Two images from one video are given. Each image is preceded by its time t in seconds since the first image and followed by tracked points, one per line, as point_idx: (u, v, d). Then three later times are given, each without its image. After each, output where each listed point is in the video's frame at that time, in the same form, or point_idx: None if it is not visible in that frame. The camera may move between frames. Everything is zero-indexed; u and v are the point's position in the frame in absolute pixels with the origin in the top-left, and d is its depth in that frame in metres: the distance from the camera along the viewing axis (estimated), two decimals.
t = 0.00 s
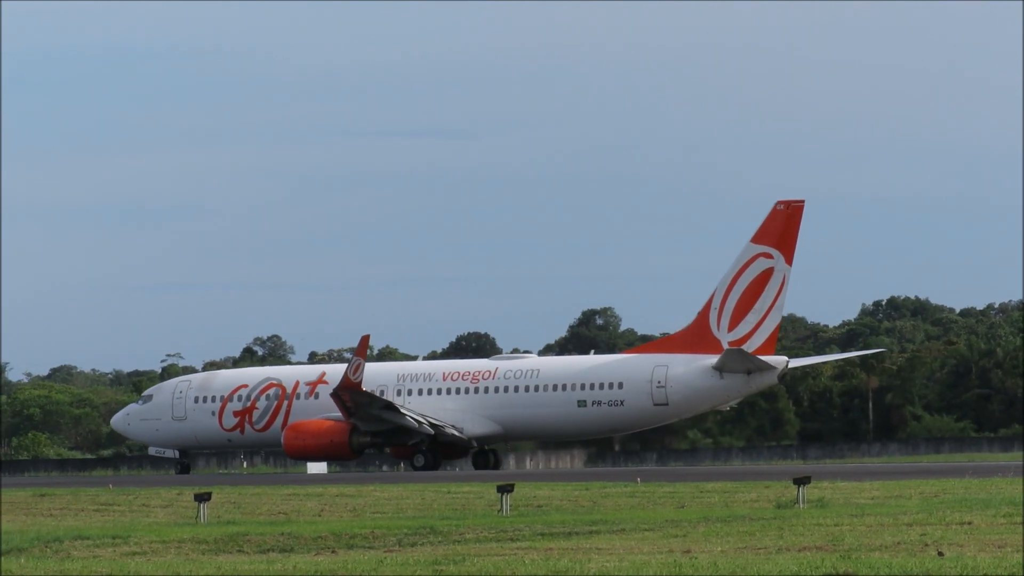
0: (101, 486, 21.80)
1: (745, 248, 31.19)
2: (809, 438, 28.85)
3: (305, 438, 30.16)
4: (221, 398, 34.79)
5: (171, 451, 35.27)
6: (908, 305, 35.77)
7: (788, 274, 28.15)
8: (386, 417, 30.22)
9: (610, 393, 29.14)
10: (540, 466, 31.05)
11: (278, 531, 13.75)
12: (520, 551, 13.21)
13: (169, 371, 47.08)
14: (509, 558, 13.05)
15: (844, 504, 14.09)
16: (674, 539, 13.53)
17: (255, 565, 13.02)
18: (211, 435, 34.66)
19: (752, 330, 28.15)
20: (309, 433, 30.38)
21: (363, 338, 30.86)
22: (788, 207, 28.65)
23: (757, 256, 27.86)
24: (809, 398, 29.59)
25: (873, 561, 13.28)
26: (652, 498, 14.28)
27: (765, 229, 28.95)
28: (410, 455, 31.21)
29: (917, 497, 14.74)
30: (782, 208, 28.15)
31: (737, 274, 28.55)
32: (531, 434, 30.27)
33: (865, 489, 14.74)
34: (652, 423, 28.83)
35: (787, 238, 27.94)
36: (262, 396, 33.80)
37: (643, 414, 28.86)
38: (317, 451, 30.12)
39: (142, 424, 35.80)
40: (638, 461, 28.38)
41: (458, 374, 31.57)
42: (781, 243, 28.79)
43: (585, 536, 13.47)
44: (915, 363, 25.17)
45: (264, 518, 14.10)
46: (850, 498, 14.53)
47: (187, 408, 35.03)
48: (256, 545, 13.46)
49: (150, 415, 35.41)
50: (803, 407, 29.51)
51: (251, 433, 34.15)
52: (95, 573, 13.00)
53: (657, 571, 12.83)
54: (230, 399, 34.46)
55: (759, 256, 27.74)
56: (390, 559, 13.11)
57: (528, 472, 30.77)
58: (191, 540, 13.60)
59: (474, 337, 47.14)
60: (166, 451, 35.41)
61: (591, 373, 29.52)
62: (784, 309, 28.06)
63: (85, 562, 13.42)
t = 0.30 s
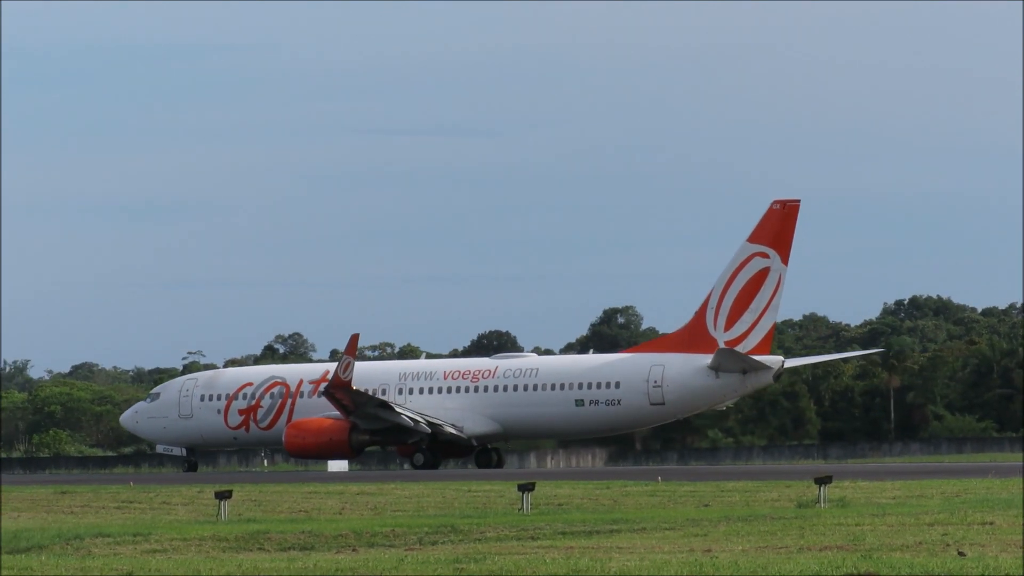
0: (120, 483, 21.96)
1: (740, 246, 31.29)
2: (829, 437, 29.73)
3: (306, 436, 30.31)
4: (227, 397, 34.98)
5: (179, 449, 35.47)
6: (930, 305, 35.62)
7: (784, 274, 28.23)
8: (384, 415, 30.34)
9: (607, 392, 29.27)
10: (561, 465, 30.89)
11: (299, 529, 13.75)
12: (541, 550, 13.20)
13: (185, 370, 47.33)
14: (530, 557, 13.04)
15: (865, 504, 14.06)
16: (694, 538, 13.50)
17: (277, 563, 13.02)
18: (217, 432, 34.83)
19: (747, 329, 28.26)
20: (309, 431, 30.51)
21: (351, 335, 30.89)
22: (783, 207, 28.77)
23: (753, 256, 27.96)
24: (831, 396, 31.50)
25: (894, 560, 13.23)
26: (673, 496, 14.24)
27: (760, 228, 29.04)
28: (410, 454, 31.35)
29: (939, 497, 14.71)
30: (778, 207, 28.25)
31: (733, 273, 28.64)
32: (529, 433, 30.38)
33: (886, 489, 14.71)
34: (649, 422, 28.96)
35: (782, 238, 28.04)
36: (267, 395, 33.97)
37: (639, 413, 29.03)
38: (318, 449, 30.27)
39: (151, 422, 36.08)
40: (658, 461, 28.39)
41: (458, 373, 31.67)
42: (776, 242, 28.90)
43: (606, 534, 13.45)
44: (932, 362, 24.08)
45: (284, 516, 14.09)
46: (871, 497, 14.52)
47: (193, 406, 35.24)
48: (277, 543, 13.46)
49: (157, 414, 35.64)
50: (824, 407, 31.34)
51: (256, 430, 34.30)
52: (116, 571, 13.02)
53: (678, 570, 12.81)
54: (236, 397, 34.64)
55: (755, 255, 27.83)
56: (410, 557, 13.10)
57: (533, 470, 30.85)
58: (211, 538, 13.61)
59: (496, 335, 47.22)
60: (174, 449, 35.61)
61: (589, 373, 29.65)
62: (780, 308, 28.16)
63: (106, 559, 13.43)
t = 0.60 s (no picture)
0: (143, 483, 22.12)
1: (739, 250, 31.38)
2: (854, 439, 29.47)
3: (308, 440, 30.48)
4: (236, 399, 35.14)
5: (190, 451, 35.61)
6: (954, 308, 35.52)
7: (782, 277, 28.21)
8: (383, 418, 30.64)
9: (608, 395, 29.31)
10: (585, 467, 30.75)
11: (322, 531, 13.76)
12: (564, 552, 13.18)
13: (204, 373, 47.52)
14: (553, 559, 13.03)
15: (889, 506, 14.05)
16: (718, 541, 13.49)
17: (301, 565, 13.02)
18: (227, 434, 34.93)
19: (746, 333, 28.26)
20: (313, 435, 30.66)
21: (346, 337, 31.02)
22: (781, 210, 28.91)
23: (750, 258, 28.06)
24: (857, 399, 30.28)
25: (918, 563, 13.20)
26: (697, 498, 14.25)
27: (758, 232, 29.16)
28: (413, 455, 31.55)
29: (963, 500, 14.71)
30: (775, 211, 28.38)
31: (732, 276, 28.74)
32: (532, 436, 30.43)
33: (910, 491, 14.72)
34: (649, 424, 29.00)
35: (780, 240, 28.15)
36: (275, 397, 34.12)
37: (639, 416, 29.08)
38: (320, 453, 30.42)
39: (162, 424, 36.24)
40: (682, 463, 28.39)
41: (462, 376, 31.73)
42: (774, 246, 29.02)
43: (630, 536, 13.45)
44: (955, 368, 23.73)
45: (308, 518, 14.10)
46: (895, 500, 14.52)
47: (203, 408, 35.41)
48: (301, 545, 13.46)
49: (168, 416, 35.81)
50: (849, 409, 30.12)
51: (265, 432, 34.39)
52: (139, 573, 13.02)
53: (703, 572, 12.80)
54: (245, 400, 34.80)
55: (753, 258, 27.94)
56: (434, 559, 13.09)
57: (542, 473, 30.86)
58: (235, 540, 13.61)
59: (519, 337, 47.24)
60: (185, 451, 35.76)
61: (591, 376, 29.69)
62: (778, 311, 28.24)
63: (129, 561, 13.45)
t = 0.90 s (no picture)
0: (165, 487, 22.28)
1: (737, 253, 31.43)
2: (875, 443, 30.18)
3: (309, 444, 30.75)
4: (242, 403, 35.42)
5: (198, 454, 35.85)
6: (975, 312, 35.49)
7: (778, 280, 28.22)
8: (379, 422, 30.87)
9: (605, 399, 29.25)
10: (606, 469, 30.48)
11: (344, 535, 13.78)
12: (586, 555, 13.17)
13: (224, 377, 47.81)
14: (575, 562, 13.02)
15: (911, 509, 14.02)
16: (740, 544, 13.47)
17: (322, 568, 13.04)
18: (233, 437, 35.19)
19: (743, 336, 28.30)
20: (314, 438, 30.92)
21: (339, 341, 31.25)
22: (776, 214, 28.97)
23: (746, 261, 28.11)
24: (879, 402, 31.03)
25: (940, 565, 13.14)
26: (719, 502, 14.25)
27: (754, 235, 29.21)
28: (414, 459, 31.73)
29: (985, 503, 14.69)
30: (771, 214, 28.44)
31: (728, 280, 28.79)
32: (531, 439, 30.40)
33: (932, 495, 14.71)
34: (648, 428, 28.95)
35: (775, 243, 28.20)
36: (280, 401, 34.39)
37: (636, 420, 29.05)
38: (322, 456, 30.67)
39: (171, 428, 36.47)
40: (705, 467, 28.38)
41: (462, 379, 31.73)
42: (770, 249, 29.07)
43: (651, 540, 13.43)
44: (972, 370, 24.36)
45: (329, 522, 14.12)
46: (917, 504, 14.49)
47: (210, 412, 35.68)
48: (322, 548, 13.47)
49: (176, 419, 36.08)
50: (870, 413, 30.91)
51: (271, 436, 34.71)
52: None
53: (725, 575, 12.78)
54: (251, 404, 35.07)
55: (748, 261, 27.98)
56: (456, 563, 13.09)
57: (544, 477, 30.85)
58: (257, 543, 13.64)
59: (542, 340, 47.23)
60: (194, 455, 36.01)
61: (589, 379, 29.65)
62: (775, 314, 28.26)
63: (151, 565, 13.46)
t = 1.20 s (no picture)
0: (190, 490, 22.47)
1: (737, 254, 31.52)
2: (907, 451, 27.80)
3: (313, 445, 31.30)
4: (252, 406, 35.64)
5: (209, 457, 36.05)
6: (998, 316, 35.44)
7: (776, 285, 28.34)
8: (378, 426, 31.27)
9: (605, 403, 29.51)
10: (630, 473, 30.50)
11: (368, 537, 13.78)
12: (610, 559, 13.17)
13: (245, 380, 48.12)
14: (599, 565, 13.02)
15: (935, 513, 14.00)
16: (764, 547, 13.47)
17: (346, 571, 13.03)
18: (243, 440, 35.39)
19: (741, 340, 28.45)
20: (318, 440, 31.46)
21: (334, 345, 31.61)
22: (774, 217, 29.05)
23: (745, 266, 28.23)
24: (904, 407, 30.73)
25: (964, 569, 13.09)
26: (743, 505, 14.28)
27: (752, 238, 29.33)
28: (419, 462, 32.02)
29: (1010, 507, 14.64)
30: (768, 217, 28.52)
31: (727, 284, 28.88)
32: (533, 443, 30.64)
33: (956, 498, 14.69)
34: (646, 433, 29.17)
35: (773, 247, 28.31)
36: (289, 404, 34.64)
37: (637, 424, 29.26)
38: (324, 458, 31.18)
39: (182, 431, 36.69)
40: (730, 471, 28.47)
41: (468, 383, 32.06)
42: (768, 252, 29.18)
43: (675, 543, 13.43)
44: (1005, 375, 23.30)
45: (352, 524, 14.14)
46: (941, 507, 14.49)
47: (220, 415, 35.91)
48: (346, 551, 13.48)
49: (187, 423, 36.31)
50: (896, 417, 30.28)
51: (280, 439, 34.93)
52: None
53: None
54: (260, 407, 35.30)
55: (746, 265, 28.09)
56: (480, 566, 13.09)
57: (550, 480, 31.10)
58: (281, 546, 13.65)
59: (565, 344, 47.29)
60: (205, 458, 36.22)
61: (591, 384, 29.89)
62: (773, 319, 28.39)
63: (175, 567, 13.47)
